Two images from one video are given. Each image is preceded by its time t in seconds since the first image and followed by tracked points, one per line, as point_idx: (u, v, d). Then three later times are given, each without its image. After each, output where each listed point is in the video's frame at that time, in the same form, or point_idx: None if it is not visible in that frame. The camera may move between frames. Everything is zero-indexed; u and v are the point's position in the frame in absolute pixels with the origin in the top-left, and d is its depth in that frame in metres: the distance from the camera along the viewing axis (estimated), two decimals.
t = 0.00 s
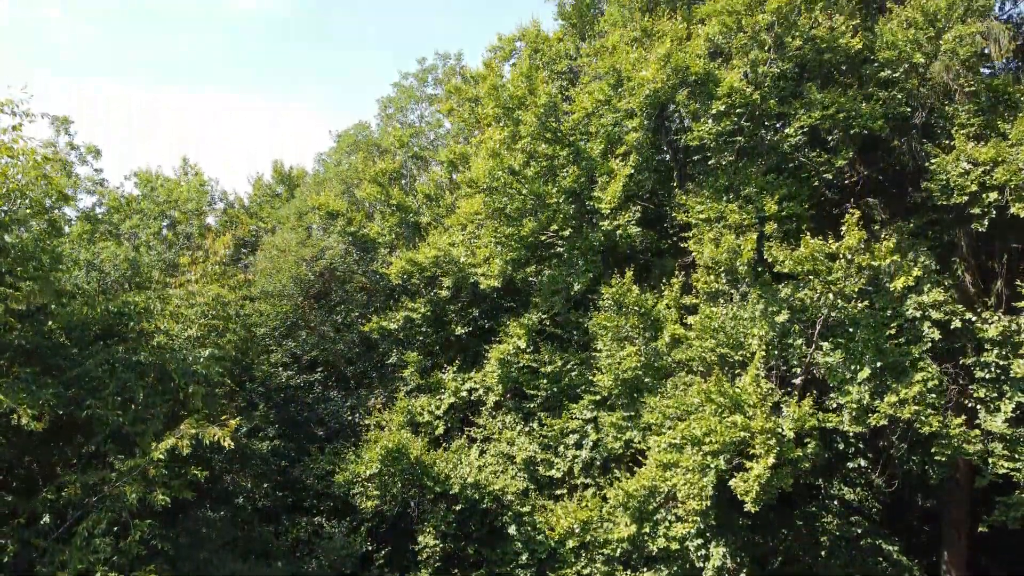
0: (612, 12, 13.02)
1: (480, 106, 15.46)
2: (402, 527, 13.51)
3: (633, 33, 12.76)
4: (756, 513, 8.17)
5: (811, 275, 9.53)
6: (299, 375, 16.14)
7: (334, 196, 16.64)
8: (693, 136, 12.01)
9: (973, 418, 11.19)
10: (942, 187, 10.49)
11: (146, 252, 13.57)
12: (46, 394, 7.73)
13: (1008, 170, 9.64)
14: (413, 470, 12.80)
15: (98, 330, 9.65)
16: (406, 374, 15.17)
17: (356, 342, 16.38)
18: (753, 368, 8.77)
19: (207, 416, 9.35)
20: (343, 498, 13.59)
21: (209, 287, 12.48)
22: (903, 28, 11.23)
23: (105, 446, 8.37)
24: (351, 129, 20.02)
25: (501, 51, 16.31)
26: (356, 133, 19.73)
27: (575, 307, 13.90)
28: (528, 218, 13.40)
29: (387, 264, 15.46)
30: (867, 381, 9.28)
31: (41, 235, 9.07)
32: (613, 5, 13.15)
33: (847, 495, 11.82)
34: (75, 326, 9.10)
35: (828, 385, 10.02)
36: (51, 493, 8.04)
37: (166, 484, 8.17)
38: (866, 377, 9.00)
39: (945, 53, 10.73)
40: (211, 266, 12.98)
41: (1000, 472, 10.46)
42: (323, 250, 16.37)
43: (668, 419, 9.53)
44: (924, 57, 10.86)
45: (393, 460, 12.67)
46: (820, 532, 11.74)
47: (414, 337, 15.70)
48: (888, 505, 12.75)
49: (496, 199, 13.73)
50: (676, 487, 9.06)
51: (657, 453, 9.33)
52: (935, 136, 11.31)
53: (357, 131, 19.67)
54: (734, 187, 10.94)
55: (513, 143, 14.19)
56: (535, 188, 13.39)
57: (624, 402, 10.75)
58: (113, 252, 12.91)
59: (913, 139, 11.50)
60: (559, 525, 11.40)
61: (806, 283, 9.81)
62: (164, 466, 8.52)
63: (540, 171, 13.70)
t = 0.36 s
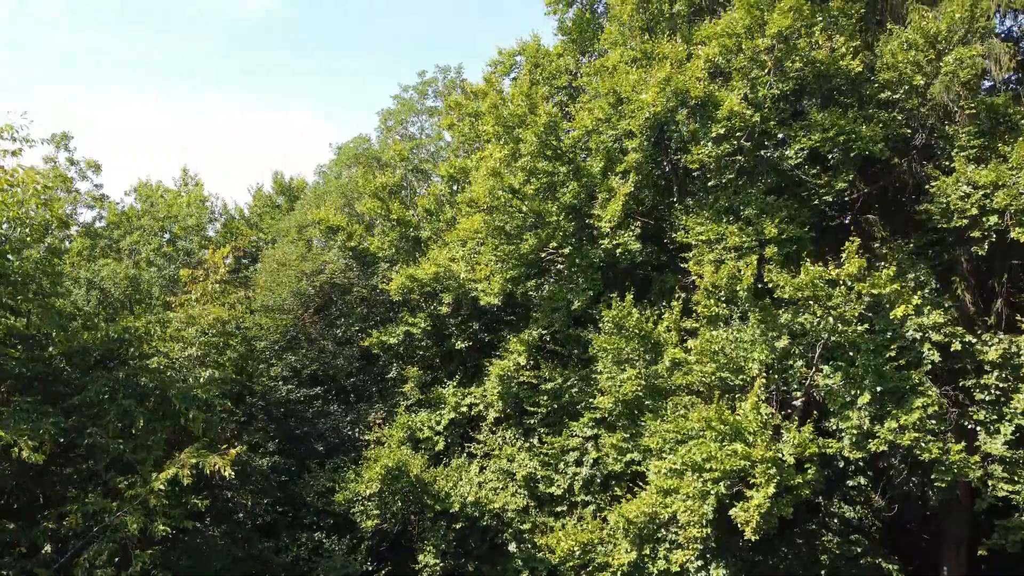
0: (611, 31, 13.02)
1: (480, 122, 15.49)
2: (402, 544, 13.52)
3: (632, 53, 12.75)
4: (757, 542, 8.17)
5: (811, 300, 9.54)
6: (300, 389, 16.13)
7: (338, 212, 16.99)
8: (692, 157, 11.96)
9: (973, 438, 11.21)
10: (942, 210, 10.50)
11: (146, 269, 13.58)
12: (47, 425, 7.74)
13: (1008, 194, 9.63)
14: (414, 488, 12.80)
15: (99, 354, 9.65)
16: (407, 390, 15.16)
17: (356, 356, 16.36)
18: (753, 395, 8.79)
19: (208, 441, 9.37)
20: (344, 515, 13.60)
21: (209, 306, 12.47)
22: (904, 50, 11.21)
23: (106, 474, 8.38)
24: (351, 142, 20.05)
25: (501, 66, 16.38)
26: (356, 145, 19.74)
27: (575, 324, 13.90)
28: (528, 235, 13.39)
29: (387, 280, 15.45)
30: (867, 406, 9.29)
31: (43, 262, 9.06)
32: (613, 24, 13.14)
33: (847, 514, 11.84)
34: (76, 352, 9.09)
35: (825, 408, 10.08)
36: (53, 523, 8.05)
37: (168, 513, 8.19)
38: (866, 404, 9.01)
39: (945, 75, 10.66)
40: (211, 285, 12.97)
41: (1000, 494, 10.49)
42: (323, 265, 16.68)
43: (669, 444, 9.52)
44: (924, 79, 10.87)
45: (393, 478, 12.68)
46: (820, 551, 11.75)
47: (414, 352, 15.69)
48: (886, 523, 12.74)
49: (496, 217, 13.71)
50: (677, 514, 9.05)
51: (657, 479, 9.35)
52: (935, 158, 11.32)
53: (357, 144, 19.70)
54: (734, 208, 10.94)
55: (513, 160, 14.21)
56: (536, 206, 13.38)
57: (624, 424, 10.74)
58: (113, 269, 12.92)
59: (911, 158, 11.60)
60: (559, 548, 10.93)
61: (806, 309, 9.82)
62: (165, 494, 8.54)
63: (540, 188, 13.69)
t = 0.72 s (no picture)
0: (611, 48, 13.00)
1: (480, 137, 15.49)
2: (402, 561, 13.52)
3: (632, 71, 12.73)
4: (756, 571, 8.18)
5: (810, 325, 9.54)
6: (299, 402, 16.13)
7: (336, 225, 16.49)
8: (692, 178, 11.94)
9: (972, 458, 11.23)
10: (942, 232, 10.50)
11: (146, 285, 13.59)
12: (47, 455, 7.76)
13: (1008, 218, 9.63)
14: (413, 506, 12.80)
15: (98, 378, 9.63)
16: (406, 405, 15.15)
17: (355, 369, 16.36)
18: (753, 421, 8.80)
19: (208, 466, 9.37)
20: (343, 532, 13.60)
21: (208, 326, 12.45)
22: (903, 72, 11.19)
23: (106, 502, 8.39)
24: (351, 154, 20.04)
25: (501, 80, 16.39)
26: (356, 156, 19.73)
27: (574, 341, 13.90)
28: (528, 252, 13.38)
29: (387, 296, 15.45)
30: (867, 431, 9.29)
31: (42, 291, 8.98)
32: (613, 41, 13.14)
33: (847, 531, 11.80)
34: (76, 378, 9.08)
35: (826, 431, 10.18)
36: (53, 552, 8.05)
37: (168, 542, 8.20)
38: (865, 430, 9.01)
39: (945, 97, 10.64)
40: (210, 304, 12.95)
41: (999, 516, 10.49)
42: (322, 279, 16.67)
43: (668, 468, 9.51)
44: (924, 100, 10.87)
45: (393, 496, 12.68)
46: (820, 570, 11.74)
47: (414, 366, 15.68)
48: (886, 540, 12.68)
49: (495, 235, 13.69)
50: (677, 539, 9.05)
51: (657, 504, 9.35)
52: (935, 178, 11.32)
53: (357, 156, 19.69)
54: (734, 229, 10.94)
55: (513, 176, 14.20)
56: (536, 223, 13.37)
57: (624, 445, 10.74)
58: (113, 287, 12.93)
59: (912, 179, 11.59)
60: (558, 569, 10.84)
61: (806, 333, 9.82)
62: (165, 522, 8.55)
63: (540, 205, 13.68)
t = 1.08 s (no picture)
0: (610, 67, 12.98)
1: (480, 153, 15.48)
2: None
3: (631, 91, 12.71)
4: None
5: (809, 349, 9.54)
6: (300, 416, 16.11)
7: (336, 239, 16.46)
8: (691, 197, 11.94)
9: (971, 480, 11.24)
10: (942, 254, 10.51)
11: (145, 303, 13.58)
12: (46, 486, 7.78)
13: (1007, 242, 9.63)
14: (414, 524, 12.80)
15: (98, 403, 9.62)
16: (406, 420, 15.14)
17: (355, 384, 16.35)
18: (752, 448, 8.81)
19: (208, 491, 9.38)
20: (343, 549, 13.59)
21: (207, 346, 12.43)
22: (903, 93, 11.18)
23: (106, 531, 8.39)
24: (351, 166, 20.04)
25: (501, 94, 16.46)
26: (356, 168, 19.73)
27: (574, 357, 13.89)
28: (528, 270, 13.37)
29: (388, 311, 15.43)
30: (866, 456, 9.30)
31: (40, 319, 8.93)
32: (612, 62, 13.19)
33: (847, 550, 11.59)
34: (75, 403, 9.08)
35: (824, 455, 10.35)
36: None
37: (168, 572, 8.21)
38: (864, 456, 9.03)
39: (945, 119, 10.65)
40: (208, 323, 12.93)
41: (999, 538, 10.49)
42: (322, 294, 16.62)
43: (669, 493, 9.51)
44: (924, 122, 10.87)
45: (392, 515, 12.67)
46: None
47: (414, 381, 15.68)
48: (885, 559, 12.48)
49: (496, 253, 13.70)
50: (677, 566, 9.05)
51: (657, 529, 9.34)
52: (935, 199, 11.32)
53: (356, 169, 19.68)
54: (734, 250, 10.95)
55: (513, 193, 14.19)
56: (536, 241, 13.35)
57: (624, 468, 10.73)
58: (113, 304, 12.93)
59: (911, 198, 11.62)
60: None
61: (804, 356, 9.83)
62: (165, 550, 8.55)
63: (540, 222, 13.68)
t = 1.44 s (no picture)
0: (609, 86, 12.95)
1: (479, 169, 15.46)
2: None
3: (630, 110, 12.67)
4: None
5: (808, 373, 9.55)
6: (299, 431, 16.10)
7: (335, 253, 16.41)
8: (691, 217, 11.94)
9: (969, 501, 11.24)
10: (942, 276, 10.51)
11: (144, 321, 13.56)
12: (46, 516, 7.79)
13: (1006, 267, 9.63)
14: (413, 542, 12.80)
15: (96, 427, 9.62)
16: (406, 435, 15.12)
17: (355, 398, 16.33)
18: (751, 474, 8.81)
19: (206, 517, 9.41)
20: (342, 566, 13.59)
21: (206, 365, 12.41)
22: (902, 114, 11.17)
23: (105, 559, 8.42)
24: (351, 177, 20.02)
25: (501, 109, 16.62)
26: (356, 180, 19.72)
27: (574, 373, 13.87)
28: (527, 288, 13.35)
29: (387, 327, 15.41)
30: (865, 481, 9.30)
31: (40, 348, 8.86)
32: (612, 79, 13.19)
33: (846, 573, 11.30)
34: (75, 430, 9.08)
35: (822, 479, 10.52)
36: None
37: None
38: (863, 482, 9.04)
39: (944, 140, 10.64)
40: (207, 342, 12.91)
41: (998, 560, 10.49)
42: (321, 308, 16.59)
43: (668, 517, 9.50)
44: (923, 144, 10.87)
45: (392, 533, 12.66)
46: None
47: (414, 396, 15.67)
48: None
49: (496, 270, 13.67)
50: None
51: (656, 554, 9.33)
52: (934, 219, 11.32)
53: (356, 181, 19.75)
54: (734, 271, 10.94)
55: (513, 209, 14.17)
56: (535, 259, 13.33)
57: (623, 489, 10.72)
58: (112, 322, 12.91)
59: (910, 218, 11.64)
60: None
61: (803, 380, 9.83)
62: None
63: (540, 239, 13.66)
